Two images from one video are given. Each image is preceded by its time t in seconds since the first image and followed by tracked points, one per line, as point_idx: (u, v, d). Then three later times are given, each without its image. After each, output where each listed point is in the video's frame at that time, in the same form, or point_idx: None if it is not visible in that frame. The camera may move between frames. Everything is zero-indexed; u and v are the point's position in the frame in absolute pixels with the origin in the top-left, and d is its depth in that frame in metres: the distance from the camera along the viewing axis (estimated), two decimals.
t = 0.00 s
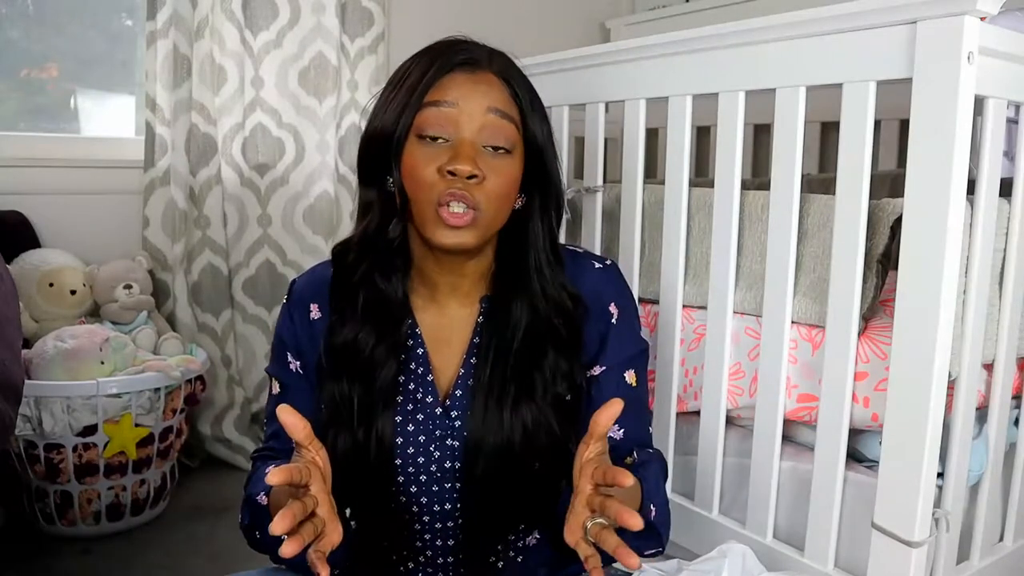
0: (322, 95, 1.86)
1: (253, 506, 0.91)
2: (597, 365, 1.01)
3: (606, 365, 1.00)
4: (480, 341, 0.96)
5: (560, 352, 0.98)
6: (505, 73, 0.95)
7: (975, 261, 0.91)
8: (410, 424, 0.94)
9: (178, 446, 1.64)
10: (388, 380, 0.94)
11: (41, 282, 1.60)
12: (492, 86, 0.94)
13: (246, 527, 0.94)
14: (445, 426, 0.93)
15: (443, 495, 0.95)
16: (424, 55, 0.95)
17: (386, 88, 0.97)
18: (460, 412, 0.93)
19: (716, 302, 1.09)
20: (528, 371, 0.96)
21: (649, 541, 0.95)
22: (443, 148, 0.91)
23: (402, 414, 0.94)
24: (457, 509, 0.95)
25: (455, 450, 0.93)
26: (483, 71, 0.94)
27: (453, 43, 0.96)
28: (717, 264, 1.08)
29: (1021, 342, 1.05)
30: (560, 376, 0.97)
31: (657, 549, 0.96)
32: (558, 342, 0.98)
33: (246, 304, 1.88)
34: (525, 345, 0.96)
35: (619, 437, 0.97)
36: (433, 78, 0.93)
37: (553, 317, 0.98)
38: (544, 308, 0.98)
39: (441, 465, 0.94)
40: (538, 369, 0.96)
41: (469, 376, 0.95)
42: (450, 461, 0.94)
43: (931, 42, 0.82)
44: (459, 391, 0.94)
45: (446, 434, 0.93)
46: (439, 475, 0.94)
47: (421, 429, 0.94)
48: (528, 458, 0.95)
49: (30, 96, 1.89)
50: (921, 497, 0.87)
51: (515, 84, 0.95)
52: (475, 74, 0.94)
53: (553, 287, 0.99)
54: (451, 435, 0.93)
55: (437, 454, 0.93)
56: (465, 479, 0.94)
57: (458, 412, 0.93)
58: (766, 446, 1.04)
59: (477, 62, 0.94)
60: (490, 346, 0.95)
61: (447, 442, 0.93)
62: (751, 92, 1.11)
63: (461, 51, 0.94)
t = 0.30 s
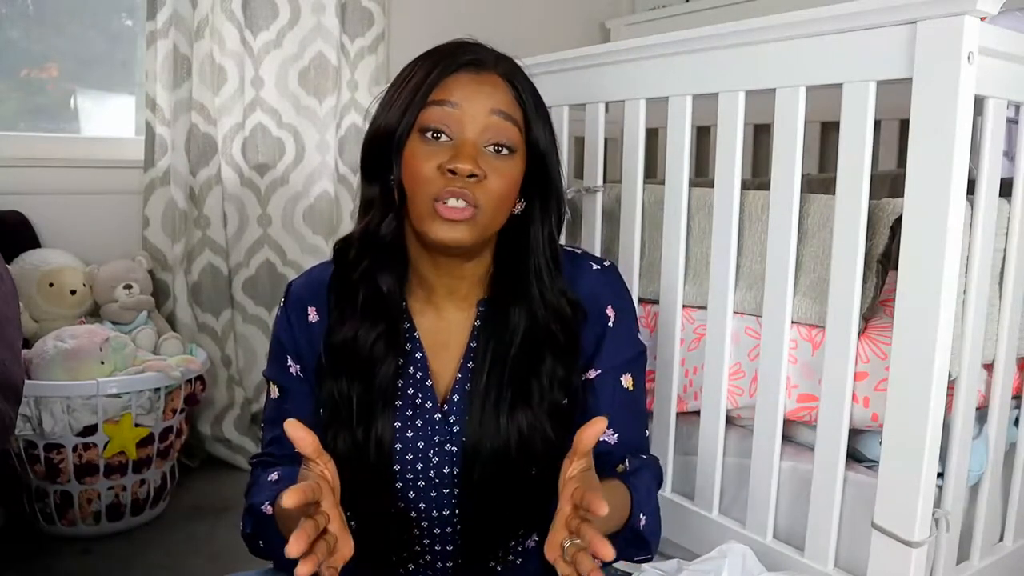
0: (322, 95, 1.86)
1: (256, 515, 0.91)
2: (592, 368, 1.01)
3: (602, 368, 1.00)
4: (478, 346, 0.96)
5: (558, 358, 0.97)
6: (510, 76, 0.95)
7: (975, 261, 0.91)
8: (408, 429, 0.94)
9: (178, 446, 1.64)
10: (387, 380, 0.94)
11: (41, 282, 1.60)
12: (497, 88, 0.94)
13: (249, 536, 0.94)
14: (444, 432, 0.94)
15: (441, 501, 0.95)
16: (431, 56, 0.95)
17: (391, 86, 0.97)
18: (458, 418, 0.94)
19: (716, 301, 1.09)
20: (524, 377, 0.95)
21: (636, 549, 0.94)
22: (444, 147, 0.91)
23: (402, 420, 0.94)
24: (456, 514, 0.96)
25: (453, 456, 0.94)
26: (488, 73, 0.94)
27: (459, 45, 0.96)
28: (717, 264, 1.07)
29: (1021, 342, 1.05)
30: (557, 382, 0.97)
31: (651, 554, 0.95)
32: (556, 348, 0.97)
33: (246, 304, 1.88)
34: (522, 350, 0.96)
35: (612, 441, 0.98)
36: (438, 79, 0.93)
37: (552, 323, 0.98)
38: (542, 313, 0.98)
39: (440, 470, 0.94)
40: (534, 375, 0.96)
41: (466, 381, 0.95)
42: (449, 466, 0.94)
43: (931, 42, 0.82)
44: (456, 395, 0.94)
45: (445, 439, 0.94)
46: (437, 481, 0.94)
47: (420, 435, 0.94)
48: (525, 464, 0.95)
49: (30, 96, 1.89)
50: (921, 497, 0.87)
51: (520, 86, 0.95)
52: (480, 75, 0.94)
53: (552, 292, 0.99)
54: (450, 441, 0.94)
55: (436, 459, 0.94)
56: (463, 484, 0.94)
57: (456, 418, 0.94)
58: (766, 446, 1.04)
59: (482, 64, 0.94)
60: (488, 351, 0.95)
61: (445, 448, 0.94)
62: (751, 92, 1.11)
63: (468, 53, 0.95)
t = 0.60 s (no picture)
0: (322, 95, 1.86)
1: (330, 518, 0.92)
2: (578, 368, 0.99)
3: (587, 369, 0.99)
4: (477, 347, 0.96)
5: (555, 358, 0.97)
6: (507, 74, 0.95)
7: (975, 261, 0.91)
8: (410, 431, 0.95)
9: (178, 446, 1.64)
10: (389, 384, 0.95)
11: (41, 282, 1.60)
12: (495, 87, 0.93)
13: (296, 545, 0.93)
14: (445, 433, 0.95)
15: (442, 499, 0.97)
16: (426, 56, 0.95)
17: (389, 87, 0.97)
18: (458, 419, 0.95)
19: (716, 301, 1.09)
20: (523, 376, 0.95)
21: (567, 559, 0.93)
22: (443, 146, 0.91)
23: (405, 421, 0.95)
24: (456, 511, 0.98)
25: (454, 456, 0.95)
26: (485, 72, 0.94)
27: (457, 44, 0.96)
28: (717, 264, 1.08)
29: (1021, 342, 1.05)
30: (554, 382, 0.96)
31: (586, 569, 0.93)
32: (553, 349, 0.97)
33: (246, 303, 1.89)
34: (520, 350, 0.96)
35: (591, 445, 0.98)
36: (435, 78, 0.93)
37: (549, 324, 0.98)
38: (541, 313, 0.98)
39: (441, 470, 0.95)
40: (532, 375, 0.96)
41: (465, 382, 0.95)
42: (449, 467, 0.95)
43: (931, 42, 0.82)
44: (456, 397, 0.95)
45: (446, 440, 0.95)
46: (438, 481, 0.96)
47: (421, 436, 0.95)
48: (525, 464, 0.96)
49: (30, 96, 1.89)
50: (921, 497, 0.87)
51: (518, 85, 0.95)
52: (476, 74, 0.94)
53: (551, 291, 0.99)
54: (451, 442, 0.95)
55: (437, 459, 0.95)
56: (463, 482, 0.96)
57: (457, 420, 0.95)
58: (766, 446, 1.04)
59: (479, 62, 0.94)
60: (487, 352, 0.96)
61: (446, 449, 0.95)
62: (751, 92, 1.11)
63: (463, 52, 0.95)
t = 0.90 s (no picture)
0: (322, 95, 1.86)
1: (331, 513, 0.92)
2: (579, 371, 0.99)
3: (588, 372, 0.98)
4: (477, 350, 0.97)
5: (552, 360, 0.97)
6: (497, 71, 0.95)
7: (975, 261, 0.91)
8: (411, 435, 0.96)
9: (177, 446, 1.64)
10: (390, 393, 0.95)
11: (41, 282, 1.60)
12: (487, 83, 0.93)
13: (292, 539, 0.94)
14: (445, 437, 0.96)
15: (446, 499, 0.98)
16: (414, 58, 0.95)
17: (379, 94, 0.98)
18: (459, 423, 0.96)
19: (716, 301, 1.08)
20: (518, 377, 0.95)
21: (568, 553, 0.93)
22: (439, 146, 0.91)
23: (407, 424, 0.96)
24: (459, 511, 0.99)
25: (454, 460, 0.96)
26: (475, 70, 0.94)
27: (443, 45, 0.96)
28: (717, 264, 1.07)
29: (1021, 342, 1.05)
30: (550, 384, 0.96)
31: (587, 566, 0.92)
32: (549, 350, 0.97)
33: (246, 304, 1.89)
34: (518, 353, 0.96)
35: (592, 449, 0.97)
36: (426, 80, 0.93)
37: (544, 326, 0.97)
38: (538, 314, 0.97)
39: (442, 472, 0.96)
40: (528, 376, 0.96)
41: (466, 386, 0.96)
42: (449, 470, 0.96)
43: (930, 42, 0.82)
44: (457, 401, 0.96)
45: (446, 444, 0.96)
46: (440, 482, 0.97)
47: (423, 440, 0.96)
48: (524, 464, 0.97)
49: (30, 96, 1.89)
50: (921, 497, 0.87)
51: (509, 81, 0.95)
52: (467, 71, 0.94)
53: (549, 292, 0.99)
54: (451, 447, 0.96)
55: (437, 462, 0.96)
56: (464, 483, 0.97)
57: (458, 424, 0.96)
58: (766, 446, 1.04)
59: (469, 60, 0.94)
60: (485, 356, 0.96)
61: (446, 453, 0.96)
62: (751, 92, 1.11)
63: (452, 52, 0.95)
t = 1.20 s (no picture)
0: (322, 95, 1.86)
1: (335, 518, 0.93)
2: (579, 371, 0.99)
3: (587, 373, 0.98)
4: (476, 351, 0.97)
5: (551, 360, 0.97)
6: (494, 75, 0.95)
7: (975, 261, 0.91)
8: (411, 437, 0.96)
9: (178, 446, 1.64)
10: (392, 395, 0.95)
11: (41, 282, 1.60)
12: (484, 89, 0.93)
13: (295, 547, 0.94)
14: (445, 438, 0.96)
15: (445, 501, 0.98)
16: (410, 63, 0.95)
17: (375, 97, 0.97)
18: (458, 425, 0.96)
19: (716, 301, 1.08)
20: (517, 377, 0.95)
21: (568, 556, 0.93)
22: (436, 154, 0.92)
23: (408, 426, 0.96)
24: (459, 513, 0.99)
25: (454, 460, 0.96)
26: (473, 74, 0.94)
27: (439, 48, 0.96)
28: (717, 264, 1.08)
29: (1021, 342, 1.05)
30: (549, 385, 0.96)
31: (586, 568, 0.92)
32: (548, 351, 0.97)
33: (246, 303, 1.89)
34: (517, 354, 0.96)
35: (591, 450, 0.97)
36: (422, 85, 0.93)
37: (543, 326, 0.97)
38: (536, 313, 0.98)
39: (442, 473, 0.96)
40: (527, 377, 0.96)
41: (465, 388, 0.96)
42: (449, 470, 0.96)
43: (931, 41, 0.82)
44: (456, 403, 0.96)
45: (446, 445, 0.96)
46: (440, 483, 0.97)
47: (422, 441, 0.96)
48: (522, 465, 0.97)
49: (30, 96, 1.89)
50: (921, 497, 0.87)
51: (506, 84, 0.94)
52: (463, 76, 0.94)
53: (547, 293, 0.99)
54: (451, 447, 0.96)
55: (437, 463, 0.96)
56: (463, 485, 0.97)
57: (458, 426, 0.96)
58: (766, 446, 1.04)
59: (466, 64, 0.94)
60: (484, 357, 0.96)
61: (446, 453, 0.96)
62: (751, 92, 1.11)
63: (448, 56, 0.94)
